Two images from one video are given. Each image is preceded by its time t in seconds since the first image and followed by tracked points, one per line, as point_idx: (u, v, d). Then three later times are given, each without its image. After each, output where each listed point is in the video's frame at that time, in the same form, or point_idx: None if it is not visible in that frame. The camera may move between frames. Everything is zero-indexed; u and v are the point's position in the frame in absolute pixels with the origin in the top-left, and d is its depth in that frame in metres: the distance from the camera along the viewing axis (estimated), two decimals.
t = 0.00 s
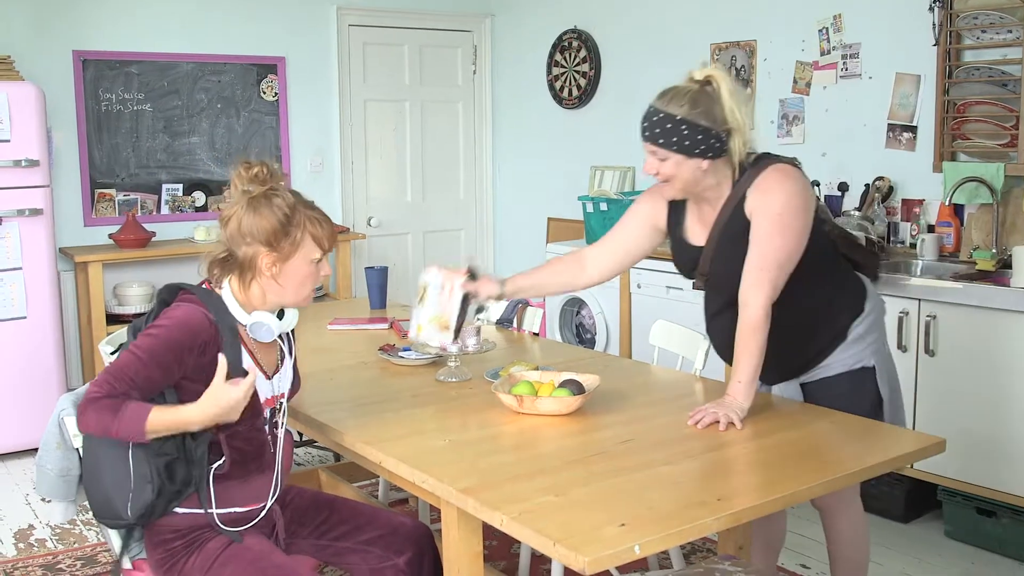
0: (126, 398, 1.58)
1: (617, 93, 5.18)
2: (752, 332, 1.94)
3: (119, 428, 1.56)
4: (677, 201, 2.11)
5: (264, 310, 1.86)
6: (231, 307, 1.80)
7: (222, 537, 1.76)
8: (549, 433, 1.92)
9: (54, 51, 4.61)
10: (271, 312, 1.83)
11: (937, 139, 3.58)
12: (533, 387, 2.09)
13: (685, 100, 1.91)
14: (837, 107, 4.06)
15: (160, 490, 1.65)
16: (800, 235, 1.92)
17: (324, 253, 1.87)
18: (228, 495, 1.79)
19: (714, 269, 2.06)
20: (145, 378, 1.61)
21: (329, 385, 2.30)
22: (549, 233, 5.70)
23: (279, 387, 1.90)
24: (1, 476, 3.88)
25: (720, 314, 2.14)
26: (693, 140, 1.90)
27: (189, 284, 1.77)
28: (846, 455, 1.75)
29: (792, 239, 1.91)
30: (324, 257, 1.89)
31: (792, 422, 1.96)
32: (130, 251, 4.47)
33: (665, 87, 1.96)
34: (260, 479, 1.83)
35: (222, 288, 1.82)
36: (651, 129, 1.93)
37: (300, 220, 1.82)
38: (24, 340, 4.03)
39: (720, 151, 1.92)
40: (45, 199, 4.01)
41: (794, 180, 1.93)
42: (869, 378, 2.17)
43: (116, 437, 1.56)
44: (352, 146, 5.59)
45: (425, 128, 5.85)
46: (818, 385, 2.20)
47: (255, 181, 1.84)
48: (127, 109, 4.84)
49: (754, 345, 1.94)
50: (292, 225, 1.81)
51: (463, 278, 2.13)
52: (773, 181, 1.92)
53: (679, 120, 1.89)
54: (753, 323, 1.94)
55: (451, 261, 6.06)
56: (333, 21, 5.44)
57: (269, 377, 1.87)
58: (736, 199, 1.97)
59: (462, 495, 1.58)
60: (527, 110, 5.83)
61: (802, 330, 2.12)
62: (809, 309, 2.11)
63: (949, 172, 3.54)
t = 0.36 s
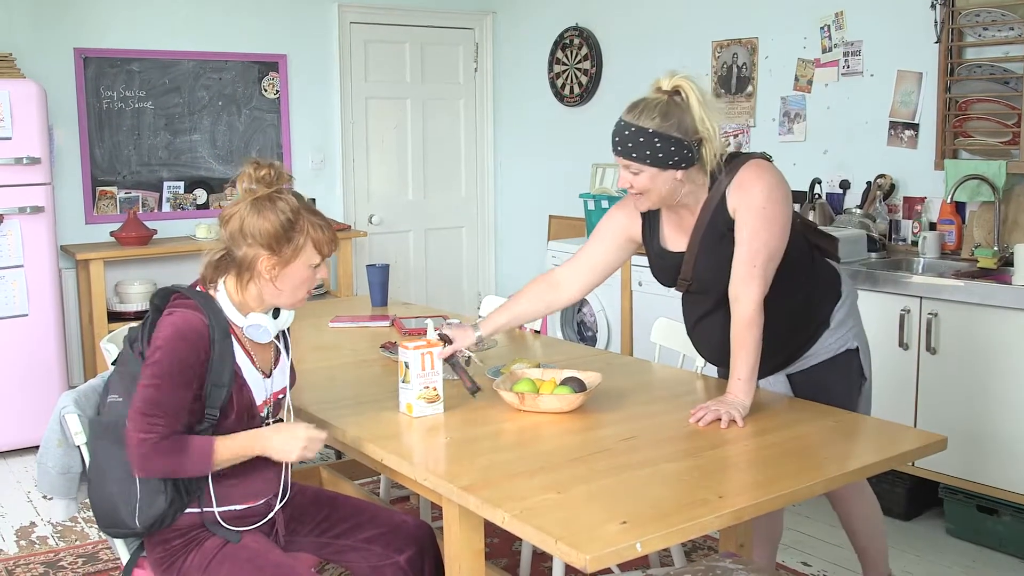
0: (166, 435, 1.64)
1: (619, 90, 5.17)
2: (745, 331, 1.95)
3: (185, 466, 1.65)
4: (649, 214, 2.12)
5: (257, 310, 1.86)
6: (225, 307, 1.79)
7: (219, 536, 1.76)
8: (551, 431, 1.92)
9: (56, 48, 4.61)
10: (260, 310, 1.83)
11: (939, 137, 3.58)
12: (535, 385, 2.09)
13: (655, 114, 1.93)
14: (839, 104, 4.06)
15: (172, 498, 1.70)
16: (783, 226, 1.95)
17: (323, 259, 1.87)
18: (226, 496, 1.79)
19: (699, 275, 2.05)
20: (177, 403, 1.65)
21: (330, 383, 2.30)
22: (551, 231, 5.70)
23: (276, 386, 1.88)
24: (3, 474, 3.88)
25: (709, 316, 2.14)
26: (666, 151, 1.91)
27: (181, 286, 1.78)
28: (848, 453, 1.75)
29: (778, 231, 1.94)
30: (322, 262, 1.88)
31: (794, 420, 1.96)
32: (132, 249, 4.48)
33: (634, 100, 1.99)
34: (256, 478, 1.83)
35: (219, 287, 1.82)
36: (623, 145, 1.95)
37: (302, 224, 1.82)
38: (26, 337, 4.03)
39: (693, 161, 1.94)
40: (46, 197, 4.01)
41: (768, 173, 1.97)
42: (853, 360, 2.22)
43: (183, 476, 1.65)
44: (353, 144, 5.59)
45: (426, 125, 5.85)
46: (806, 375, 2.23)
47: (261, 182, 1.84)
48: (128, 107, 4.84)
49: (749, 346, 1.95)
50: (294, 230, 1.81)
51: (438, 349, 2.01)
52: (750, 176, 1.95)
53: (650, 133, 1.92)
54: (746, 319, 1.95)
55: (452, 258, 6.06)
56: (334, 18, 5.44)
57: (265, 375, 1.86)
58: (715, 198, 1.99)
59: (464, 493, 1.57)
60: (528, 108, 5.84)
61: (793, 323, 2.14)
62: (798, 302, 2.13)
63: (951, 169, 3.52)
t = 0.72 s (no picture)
0: (295, 423, 1.74)
1: (619, 90, 5.17)
2: (746, 326, 1.95)
3: (329, 437, 1.80)
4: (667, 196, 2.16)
5: (266, 295, 1.88)
6: (241, 300, 1.82)
7: (224, 535, 1.75)
8: (551, 430, 1.92)
9: (56, 47, 4.61)
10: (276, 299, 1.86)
11: (939, 136, 3.58)
12: (535, 384, 2.09)
13: (675, 96, 1.95)
14: (839, 104, 4.06)
15: (185, 494, 1.66)
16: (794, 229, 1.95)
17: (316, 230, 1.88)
18: (249, 493, 1.81)
19: (705, 265, 2.08)
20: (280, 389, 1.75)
21: (331, 382, 2.30)
22: (551, 231, 5.70)
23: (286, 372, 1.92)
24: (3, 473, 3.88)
25: (714, 306, 2.16)
26: (681, 136, 1.94)
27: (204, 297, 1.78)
28: (848, 452, 1.75)
29: (784, 231, 1.93)
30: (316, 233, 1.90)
31: (793, 419, 1.96)
32: (131, 248, 4.47)
33: (657, 82, 2.00)
34: (270, 476, 1.83)
35: (229, 279, 1.84)
36: (640, 124, 1.98)
37: (289, 196, 1.83)
38: (26, 337, 4.03)
39: (708, 149, 1.96)
40: (47, 196, 4.01)
41: (784, 174, 1.96)
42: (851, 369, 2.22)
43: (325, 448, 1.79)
44: (353, 143, 5.59)
45: (426, 125, 5.85)
46: (802, 377, 2.23)
47: (241, 165, 1.85)
48: (128, 106, 4.84)
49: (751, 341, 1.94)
50: (283, 203, 1.82)
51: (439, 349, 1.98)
52: (762, 176, 1.95)
53: (668, 116, 1.94)
54: (749, 317, 1.95)
55: (452, 258, 6.06)
56: (334, 18, 5.43)
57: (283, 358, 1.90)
58: (727, 195, 1.99)
59: (464, 493, 1.57)
60: (528, 108, 5.84)
61: (792, 323, 2.15)
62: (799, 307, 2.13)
63: (951, 168, 3.51)
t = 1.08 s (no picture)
0: (293, 431, 1.73)
1: (617, 91, 5.17)
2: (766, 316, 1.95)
3: (326, 449, 1.78)
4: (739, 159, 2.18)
5: (278, 284, 1.89)
6: (255, 298, 1.82)
7: (225, 536, 1.75)
8: (550, 431, 1.92)
9: (54, 49, 4.61)
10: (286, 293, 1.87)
11: (936, 137, 3.57)
12: (533, 385, 2.09)
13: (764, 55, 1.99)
14: (837, 105, 4.07)
15: (190, 497, 1.68)
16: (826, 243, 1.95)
17: (298, 208, 1.87)
18: (258, 495, 1.80)
19: (746, 240, 2.15)
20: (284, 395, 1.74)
21: (329, 382, 2.30)
22: (549, 232, 5.70)
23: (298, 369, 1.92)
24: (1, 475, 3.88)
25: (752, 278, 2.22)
26: (763, 90, 1.97)
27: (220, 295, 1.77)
28: (847, 453, 1.75)
29: (818, 240, 1.93)
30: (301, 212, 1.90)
31: (791, 420, 1.96)
32: (129, 250, 4.47)
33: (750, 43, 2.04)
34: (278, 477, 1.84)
35: (234, 281, 1.83)
36: (727, 76, 2.01)
37: (260, 186, 1.83)
38: (24, 338, 4.03)
39: (784, 113, 1.99)
40: (44, 198, 4.00)
41: (834, 186, 1.97)
42: (871, 378, 2.21)
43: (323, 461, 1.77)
44: (352, 144, 5.59)
45: (424, 126, 5.85)
46: (820, 375, 2.23)
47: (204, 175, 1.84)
48: (127, 108, 4.84)
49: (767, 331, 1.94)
50: (256, 195, 1.82)
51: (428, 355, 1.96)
52: (808, 183, 1.96)
53: (755, 70, 1.97)
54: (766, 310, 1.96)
55: (450, 260, 6.06)
56: (332, 19, 5.43)
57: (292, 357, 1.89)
58: (780, 184, 2.01)
59: (462, 494, 1.57)
60: (526, 110, 5.84)
61: (814, 320, 2.16)
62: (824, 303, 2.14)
63: (949, 169, 3.52)
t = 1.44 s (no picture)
0: (190, 436, 1.59)
1: (615, 100, 5.18)
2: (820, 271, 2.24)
3: (203, 467, 1.60)
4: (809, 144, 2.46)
5: (267, 295, 1.88)
6: (246, 301, 1.82)
7: (228, 545, 1.74)
8: (548, 441, 1.92)
9: (54, 58, 4.62)
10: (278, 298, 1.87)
11: (934, 146, 3.57)
12: (531, 395, 2.09)
13: (830, 39, 2.32)
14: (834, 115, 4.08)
15: (167, 501, 1.70)
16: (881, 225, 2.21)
17: (297, 226, 1.86)
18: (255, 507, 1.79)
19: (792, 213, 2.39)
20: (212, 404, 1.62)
21: (328, 392, 2.30)
22: (546, 241, 5.70)
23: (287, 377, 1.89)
24: None
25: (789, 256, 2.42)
26: (832, 68, 2.27)
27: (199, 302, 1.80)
28: (845, 462, 1.75)
29: (873, 211, 2.20)
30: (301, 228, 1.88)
31: (788, 429, 1.96)
32: (128, 259, 4.46)
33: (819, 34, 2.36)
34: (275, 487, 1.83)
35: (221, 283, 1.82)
36: (798, 59, 2.33)
37: (263, 198, 1.82)
38: (22, 348, 4.02)
39: (851, 90, 2.29)
40: (43, 207, 4.01)
41: (890, 168, 2.23)
42: (885, 376, 2.31)
43: (201, 475, 1.60)
44: (350, 154, 5.60)
45: (423, 136, 5.86)
46: (833, 366, 2.34)
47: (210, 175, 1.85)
48: (125, 117, 4.84)
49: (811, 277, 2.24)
50: (255, 207, 1.81)
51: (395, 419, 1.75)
52: (868, 161, 2.22)
53: (823, 51, 2.29)
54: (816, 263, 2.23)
55: (448, 269, 6.06)
56: (331, 28, 5.44)
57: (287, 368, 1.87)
58: (841, 160, 2.27)
59: (460, 503, 1.57)
60: (524, 118, 5.84)
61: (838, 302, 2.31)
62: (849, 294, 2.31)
63: (947, 178, 3.53)
